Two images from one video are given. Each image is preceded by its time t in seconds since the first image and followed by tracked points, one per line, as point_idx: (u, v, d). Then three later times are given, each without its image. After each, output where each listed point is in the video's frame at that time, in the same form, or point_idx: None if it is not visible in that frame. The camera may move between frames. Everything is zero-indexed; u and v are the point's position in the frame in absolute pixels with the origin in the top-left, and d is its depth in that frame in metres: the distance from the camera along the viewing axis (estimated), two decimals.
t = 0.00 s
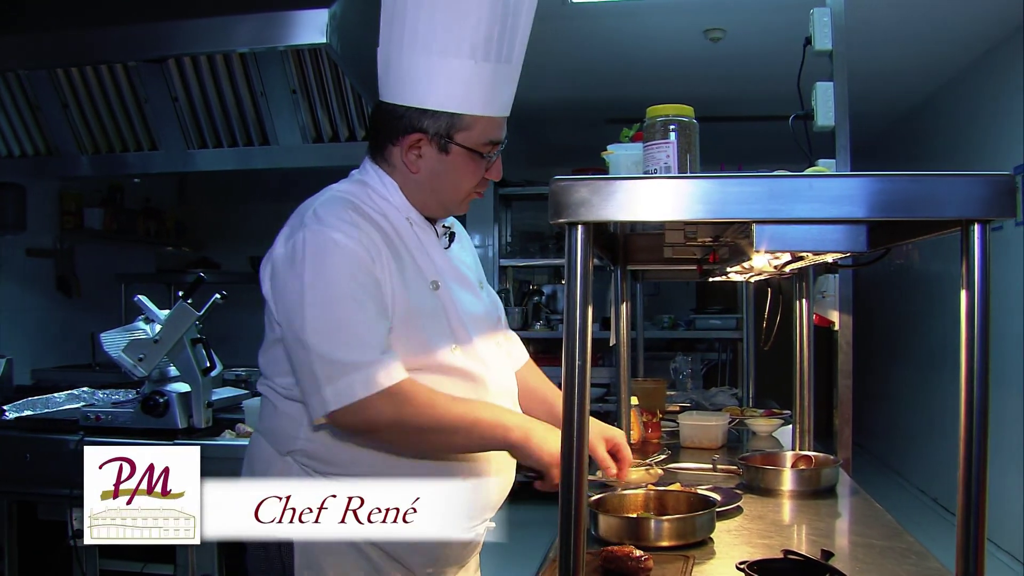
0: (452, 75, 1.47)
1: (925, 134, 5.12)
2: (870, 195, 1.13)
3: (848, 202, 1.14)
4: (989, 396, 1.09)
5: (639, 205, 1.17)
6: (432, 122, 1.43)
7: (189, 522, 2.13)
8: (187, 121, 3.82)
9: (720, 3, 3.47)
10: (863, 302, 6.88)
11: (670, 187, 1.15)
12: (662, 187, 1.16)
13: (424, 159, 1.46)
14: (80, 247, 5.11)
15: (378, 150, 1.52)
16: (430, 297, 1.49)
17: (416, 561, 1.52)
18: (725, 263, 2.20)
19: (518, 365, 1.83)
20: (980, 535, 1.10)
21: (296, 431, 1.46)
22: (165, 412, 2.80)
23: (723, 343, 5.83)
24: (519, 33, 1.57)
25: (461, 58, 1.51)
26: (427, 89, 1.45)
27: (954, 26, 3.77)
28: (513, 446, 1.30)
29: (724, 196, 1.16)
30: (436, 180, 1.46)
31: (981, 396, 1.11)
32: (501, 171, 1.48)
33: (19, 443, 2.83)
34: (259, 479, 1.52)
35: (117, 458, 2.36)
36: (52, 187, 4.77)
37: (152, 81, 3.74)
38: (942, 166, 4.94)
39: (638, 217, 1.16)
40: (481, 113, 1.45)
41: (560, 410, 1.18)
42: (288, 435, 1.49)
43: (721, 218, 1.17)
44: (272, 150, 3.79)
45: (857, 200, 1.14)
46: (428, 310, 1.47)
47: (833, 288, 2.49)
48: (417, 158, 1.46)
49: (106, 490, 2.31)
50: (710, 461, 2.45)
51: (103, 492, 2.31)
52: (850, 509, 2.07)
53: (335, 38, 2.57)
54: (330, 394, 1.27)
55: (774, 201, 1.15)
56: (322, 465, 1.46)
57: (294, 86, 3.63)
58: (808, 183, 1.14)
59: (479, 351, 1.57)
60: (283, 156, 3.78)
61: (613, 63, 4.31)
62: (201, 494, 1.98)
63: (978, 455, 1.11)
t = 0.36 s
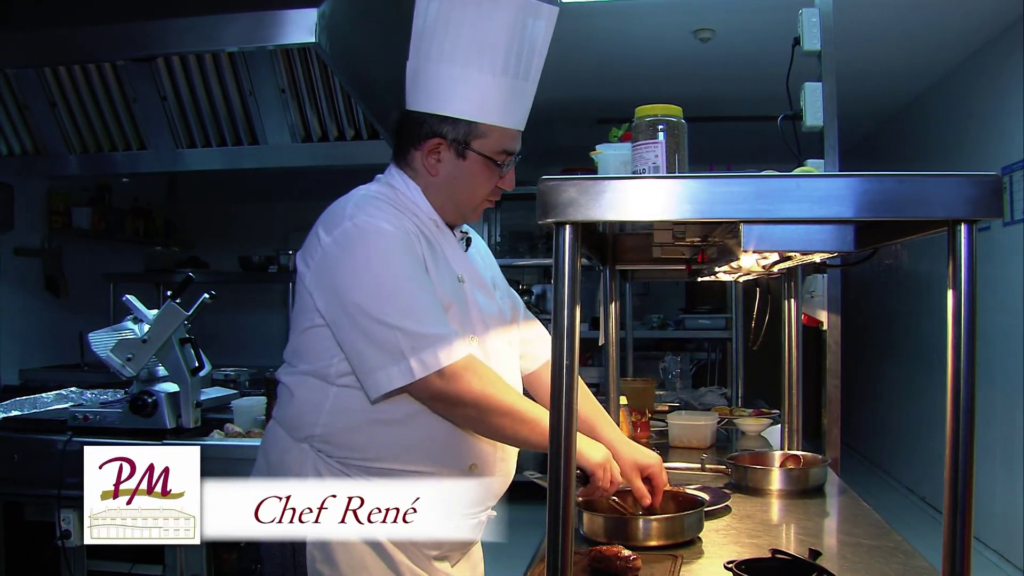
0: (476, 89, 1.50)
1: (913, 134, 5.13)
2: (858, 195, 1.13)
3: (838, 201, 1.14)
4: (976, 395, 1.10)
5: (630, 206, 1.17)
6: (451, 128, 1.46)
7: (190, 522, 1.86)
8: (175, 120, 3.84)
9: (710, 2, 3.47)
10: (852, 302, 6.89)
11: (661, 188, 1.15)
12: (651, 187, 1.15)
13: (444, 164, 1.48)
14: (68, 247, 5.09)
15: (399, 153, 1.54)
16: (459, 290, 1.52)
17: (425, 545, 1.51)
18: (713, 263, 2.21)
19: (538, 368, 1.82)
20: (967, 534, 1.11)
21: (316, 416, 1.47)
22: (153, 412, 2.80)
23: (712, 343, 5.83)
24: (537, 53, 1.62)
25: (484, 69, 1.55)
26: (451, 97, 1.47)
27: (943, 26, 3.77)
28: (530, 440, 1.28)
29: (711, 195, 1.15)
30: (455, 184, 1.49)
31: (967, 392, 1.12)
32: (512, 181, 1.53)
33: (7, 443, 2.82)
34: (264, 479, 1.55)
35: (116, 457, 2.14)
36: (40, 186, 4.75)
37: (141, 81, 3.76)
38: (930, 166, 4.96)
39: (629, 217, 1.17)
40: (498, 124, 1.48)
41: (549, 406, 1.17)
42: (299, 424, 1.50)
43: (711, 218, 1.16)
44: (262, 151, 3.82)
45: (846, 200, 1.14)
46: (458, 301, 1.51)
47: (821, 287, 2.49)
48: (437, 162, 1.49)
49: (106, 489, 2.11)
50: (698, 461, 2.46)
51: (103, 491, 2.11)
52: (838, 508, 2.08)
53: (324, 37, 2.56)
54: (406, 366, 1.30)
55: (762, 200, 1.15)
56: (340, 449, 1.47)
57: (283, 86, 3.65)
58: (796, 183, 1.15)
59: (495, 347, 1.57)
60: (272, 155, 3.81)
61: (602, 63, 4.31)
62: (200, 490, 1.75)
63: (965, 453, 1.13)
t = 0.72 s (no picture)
0: (477, 95, 1.52)
1: (903, 134, 5.14)
2: (847, 195, 1.14)
3: (828, 200, 1.14)
4: (964, 394, 1.10)
5: (619, 205, 1.17)
6: (453, 130, 1.48)
7: (190, 522, 2.17)
8: (166, 120, 3.83)
9: (702, 2, 3.47)
10: (841, 302, 6.90)
11: (652, 186, 1.15)
12: (641, 186, 1.15)
13: (446, 166, 1.50)
14: (57, 247, 5.08)
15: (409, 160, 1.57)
16: (462, 289, 1.52)
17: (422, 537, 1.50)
18: (703, 263, 2.23)
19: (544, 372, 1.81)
20: (955, 534, 1.11)
21: (316, 407, 1.48)
22: (143, 412, 2.80)
23: (702, 342, 5.84)
24: (539, 64, 1.63)
25: (487, 78, 1.55)
26: (455, 104, 1.51)
27: (934, 26, 3.78)
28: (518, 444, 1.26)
29: (700, 195, 1.15)
30: (456, 186, 1.50)
31: (955, 392, 1.12)
32: (516, 185, 1.50)
33: None
34: (269, 479, 1.57)
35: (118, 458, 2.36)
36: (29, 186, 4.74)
37: (131, 80, 3.76)
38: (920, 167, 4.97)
39: (617, 216, 1.16)
40: (498, 127, 1.49)
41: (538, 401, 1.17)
42: (303, 414, 1.51)
43: (701, 218, 1.16)
44: (251, 150, 3.82)
45: (835, 201, 1.15)
46: (458, 300, 1.50)
47: (810, 287, 2.50)
48: (440, 164, 1.50)
49: (106, 489, 2.32)
50: (688, 460, 2.46)
51: (104, 492, 2.31)
52: (827, 508, 2.08)
53: (315, 37, 2.58)
54: (401, 355, 1.29)
55: (751, 200, 1.15)
56: (337, 439, 1.48)
57: (273, 85, 3.67)
58: (785, 183, 1.15)
59: (495, 346, 1.57)
60: (261, 154, 3.81)
61: (592, 63, 4.31)
62: (201, 494, 2.04)
63: (953, 454, 1.13)
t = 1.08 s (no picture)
0: (453, 91, 1.52)
1: (892, 134, 5.16)
2: (836, 195, 1.14)
3: (817, 201, 1.15)
4: (950, 394, 1.11)
5: (611, 206, 1.17)
6: (428, 125, 1.49)
7: (190, 522, 2.18)
8: (154, 119, 3.83)
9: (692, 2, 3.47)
10: (830, 302, 6.92)
11: (641, 187, 1.15)
12: (632, 185, 1.15)
13: (422, 161, 1.50)
14: (45, 246, 5.06)
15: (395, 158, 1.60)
16: (441, 290, 1.51)
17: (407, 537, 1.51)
18: (692, 262, 2.24)
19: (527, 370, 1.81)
20: (941, 535, 1.12)
21: (302, 406, 1.48)
22: (131, 411, 2.79)
23: (692, 342, 5.84)
24: (519, 58, 1.62)
25: (465, 74, 1.55)
26: (430, 100, 1.53)
27: (924, 26, 3.78)
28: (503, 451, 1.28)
29: (690, 196, 1.16)
30: (432, 183, 1.49)
31: (942, 391, 1.13)
32: (495, 181, 1.48)
33: None
34: (259, 479, 1.55)
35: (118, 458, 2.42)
36: (18, 184, 4.73)
37: (119, 78, 3.75)
38: (909, 167, 4.98)
39: (608, 217, 1.16)
40: (473, 121, 1.48)
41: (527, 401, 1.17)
42: (290, 412, 1.50)
43: (689, 217, 1.16)
44: (240, 149, 3.82)
45: (824, 200, 1.15)
46: (437, 303, 1.49)
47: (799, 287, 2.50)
48: (417, 159, 1.51)
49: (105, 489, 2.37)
50: (677, 460, 2.47)
51: (104, 492, 2.34)
52: (815, 507, 2.08)
53: (304, 36, 2.60)
54: (347, 363, 1.30)
55: (740, 200, 1.16)
56: (323, 439, 1.47)
57: (262, 84, 3.68)
58: (774, 182, 1.15)
59: (478, 345, 1.56)
60: (250, 153, 3.82)
61: (582, 63, 4.32)
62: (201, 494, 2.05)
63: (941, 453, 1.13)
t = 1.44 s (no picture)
0: (405, 74, 1.49)
1: (881, 135, 5.17)
2: (824, 196, 1.16)
3: (806, 201, 1.16)
4: (938, 393, 1.12)
5: (598, 205, 1.17)
6: (380, 114, 1.46)
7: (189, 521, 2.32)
8: (143, 119, 3.85)
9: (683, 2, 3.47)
10: (819, 302, 6.94)
11: (628, 188, 1.16)
12: (620, 187, 1.17)
13: (376, 152, 1.48)
14: (34, 245, 5.06)
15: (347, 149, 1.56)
16: (390, 289, 1.48)
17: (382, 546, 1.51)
18: (681, 262, 2.25)
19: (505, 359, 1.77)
20: (928, 532, 1.13)
21: (263, 413, 1.48)
22: (120, 412, 2.78)
23: (681, 342, 5.86)
24: (473, 39, 1.59)
25: (418, 58, 1.52)
26: (380, 86, 1.49)
27: (913, 27, 3.79)
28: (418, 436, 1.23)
29: (679, 196, 1.17)
30: (388, 174, 1.47)
31: (930, 390, 1.14)
32: (454, 170, 1.47)
33: None
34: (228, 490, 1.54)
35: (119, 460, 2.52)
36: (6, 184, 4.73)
37: (108, 80, 3.77)
38: (898, 167, 4.99)
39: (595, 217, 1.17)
40: (429, 108, 1.46)
41: (515, 405, 1.18)
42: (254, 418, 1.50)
43: (685, 217, 1.17)
44: (229, 149, 3.84)
45: (812, 200, 1.16)
46: (385, 301, 1.47)
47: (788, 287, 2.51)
48: (371, 150, 1.48)
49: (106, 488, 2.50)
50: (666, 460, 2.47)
51: (104, 492, 2.46)
52: (804, 506, 2.09)
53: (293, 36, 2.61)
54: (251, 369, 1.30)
55: (728, 200, 1.17)
56: (288, 445, 1.47)
57: (251, 84, 3.69)
58: (761, 183, 1.17)
59: (440, 344, 1.54)
60: (238, 153, 3.84)
61: (571, 64, 4.32)
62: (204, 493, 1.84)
63: (927, 451, 1.15)
